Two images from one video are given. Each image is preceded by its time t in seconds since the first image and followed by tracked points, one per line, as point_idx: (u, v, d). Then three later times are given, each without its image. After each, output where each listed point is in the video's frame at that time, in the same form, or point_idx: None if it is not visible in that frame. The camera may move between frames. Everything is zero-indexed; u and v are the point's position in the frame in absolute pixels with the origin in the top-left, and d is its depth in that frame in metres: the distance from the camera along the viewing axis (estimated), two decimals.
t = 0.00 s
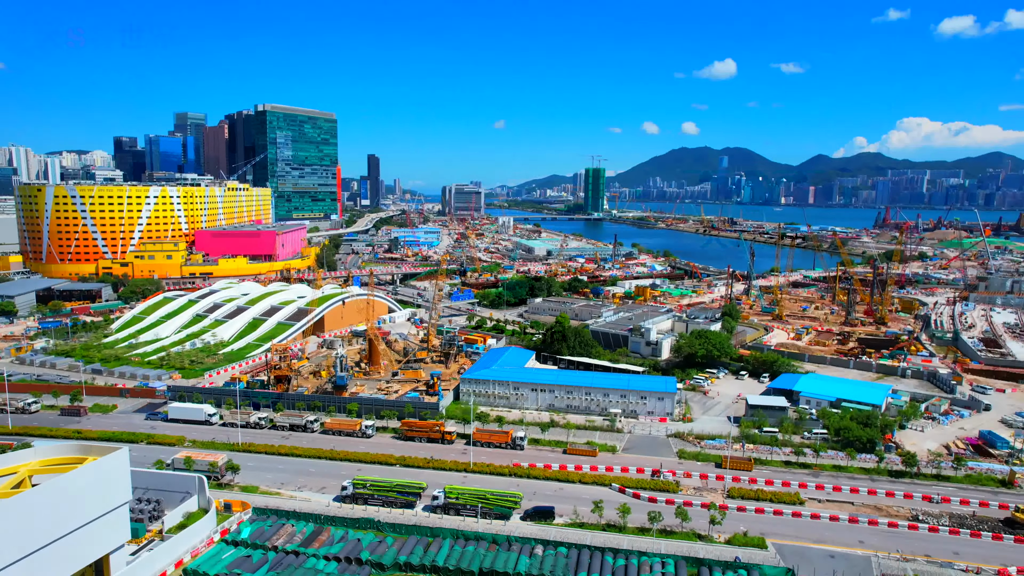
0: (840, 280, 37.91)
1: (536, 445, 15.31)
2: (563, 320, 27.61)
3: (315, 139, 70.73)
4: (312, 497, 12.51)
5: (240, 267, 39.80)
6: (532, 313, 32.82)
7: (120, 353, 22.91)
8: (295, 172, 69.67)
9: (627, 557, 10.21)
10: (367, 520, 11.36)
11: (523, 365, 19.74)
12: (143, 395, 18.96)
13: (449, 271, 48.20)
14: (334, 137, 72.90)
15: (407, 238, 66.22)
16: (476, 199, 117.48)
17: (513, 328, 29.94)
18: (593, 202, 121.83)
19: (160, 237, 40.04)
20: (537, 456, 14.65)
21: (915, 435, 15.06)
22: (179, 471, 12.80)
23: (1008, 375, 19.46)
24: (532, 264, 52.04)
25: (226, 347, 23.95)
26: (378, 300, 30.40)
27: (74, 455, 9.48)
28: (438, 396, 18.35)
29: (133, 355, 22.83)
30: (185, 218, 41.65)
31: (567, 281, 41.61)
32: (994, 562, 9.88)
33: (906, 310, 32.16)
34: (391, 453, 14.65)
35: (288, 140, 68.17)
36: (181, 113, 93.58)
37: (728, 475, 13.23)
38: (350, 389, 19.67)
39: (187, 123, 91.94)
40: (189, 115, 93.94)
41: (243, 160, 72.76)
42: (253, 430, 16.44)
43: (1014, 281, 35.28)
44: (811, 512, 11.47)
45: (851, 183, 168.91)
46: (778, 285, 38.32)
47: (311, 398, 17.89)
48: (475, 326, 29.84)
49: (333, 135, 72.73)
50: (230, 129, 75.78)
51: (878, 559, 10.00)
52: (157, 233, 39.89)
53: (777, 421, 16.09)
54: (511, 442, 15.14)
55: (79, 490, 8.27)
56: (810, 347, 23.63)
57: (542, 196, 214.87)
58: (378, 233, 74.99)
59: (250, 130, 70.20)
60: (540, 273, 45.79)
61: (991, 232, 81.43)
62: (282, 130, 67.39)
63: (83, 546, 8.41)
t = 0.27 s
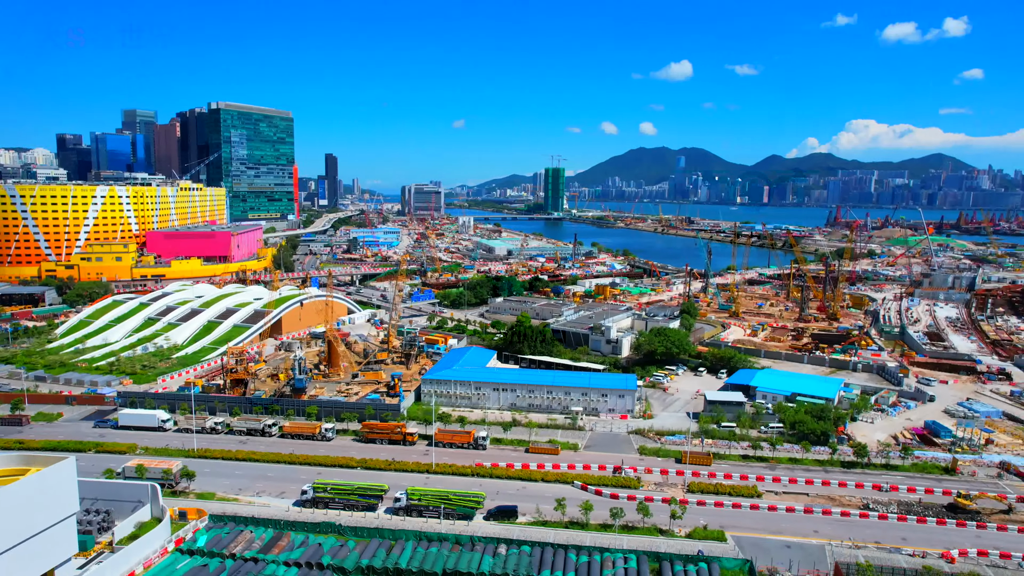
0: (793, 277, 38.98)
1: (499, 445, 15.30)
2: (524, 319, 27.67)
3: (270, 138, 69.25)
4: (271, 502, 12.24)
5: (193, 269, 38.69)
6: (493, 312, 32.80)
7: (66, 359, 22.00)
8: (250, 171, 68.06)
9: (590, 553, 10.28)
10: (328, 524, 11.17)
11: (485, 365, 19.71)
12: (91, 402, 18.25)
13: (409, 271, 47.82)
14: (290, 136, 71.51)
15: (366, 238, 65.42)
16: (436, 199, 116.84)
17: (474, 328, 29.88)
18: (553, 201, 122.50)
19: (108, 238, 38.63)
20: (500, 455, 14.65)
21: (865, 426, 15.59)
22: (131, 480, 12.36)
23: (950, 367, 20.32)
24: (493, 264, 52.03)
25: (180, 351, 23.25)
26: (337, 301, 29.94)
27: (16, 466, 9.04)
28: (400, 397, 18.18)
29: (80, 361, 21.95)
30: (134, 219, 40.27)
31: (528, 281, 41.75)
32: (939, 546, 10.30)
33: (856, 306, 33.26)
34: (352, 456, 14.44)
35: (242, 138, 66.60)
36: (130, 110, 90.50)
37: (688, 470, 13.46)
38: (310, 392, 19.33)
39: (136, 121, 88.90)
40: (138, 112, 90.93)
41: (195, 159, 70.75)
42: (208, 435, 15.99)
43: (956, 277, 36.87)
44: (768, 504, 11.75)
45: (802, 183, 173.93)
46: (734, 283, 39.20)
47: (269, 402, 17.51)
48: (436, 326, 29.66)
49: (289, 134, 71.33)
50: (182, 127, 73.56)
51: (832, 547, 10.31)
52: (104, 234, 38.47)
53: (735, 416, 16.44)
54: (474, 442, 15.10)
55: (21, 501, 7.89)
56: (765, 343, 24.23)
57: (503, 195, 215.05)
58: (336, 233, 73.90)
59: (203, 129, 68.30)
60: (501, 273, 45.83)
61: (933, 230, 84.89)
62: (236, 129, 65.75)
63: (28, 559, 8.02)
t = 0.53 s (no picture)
0: (749, 275, 39.93)
1: (461, 445, 15.23)
2: (485, 318, 27.65)
3: (224, 137, 67.54)
4: (228, 509, 11.94)
5: (144, 271, 37.45)
6: (454, 312, 32.67)
7: (7, 366, 21.02)
8: (204, 171, 66.23)
9: (553, 551, 10.33)
10: (289, 529, 10.94)
11: (446, 365, 19.61)
12: (35, 410, 17.49)
13: (369, 271, 47.24)
14: (245, 135, 69.87)
15: (324, 239, 64.42)
16: (395, 199, 115.78)
17: (435, 329, 29.70)
18: (513, 201, 122.79)
19: (52, 239, 37.09)
20: (462, 455, 14.59)
21: (819, 419, 16.06)
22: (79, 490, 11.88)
23: (898, 361, 21.11)
24: (454, 264, 51.85)
25: (131, 356, 22.46)
26: (295, 303, 29.38)
27: None
28: (360, 399, 17.94)
29: (22, 368, 21.00)
30: (80, 219, 38.76)
31: (489, 280, 41.73)
32: (889, 533, 10.68)
33: (809, 302, 34.26)
34: (312, 459, 14.20)
35: (195, 137, 64.79)
36: (74, 107, 87.04)
37: (648, 465, 13.66)
38: (267, 395, 18.93)
39: (81, 117, 85.58)
40: (83, 109, 87.52)
41: (146, 158, 68.48)
42: (162, 442, 15.50)
43: (902, 273, 38.30)
44: (726, 497, 12.00)
45: (756, 183, 178.35)
46: (692, 281, 39.95)
47: (225, 406, 17.08)
48: (397, 327, 29.40)
49: (244, 133, 69.68)
50: (131, 125, 71.10)
51: (788, 537, 10.58)
52: (48, 236, 36.92)
53: (694, 411, 16.75)
54: (436, 442, 15.00)
55: None
56: (723, 340, 24.75)
57: (463, 195, 214.47)
58: (293, 234, 72.55)
59: (153, 127, 66.14)
60: (462, 273, 45.71)
61: (881, 228, 88.03)
62: (188, 127, 63.90)
63: None
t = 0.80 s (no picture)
0: (706, 273, 40.71)
1: (423, 446, 15.09)
2: (447, 318, 27.51)
3: (175, 135, 65.57)
4: (183, 517, 11.57)
5: (91, 274, 36.04)
6: (415, 312, 32.40)
7: None
8: (154, 170, 64.14)
9: (517, 550, 10.33)
10: (247, 535, 10.66)
11: (407, 366, 19.42)
12: None
13: (327, 272, 46.49)
14: (198, 133, 67.98)
15: (281, 239, 63.14)
16: (354, 199, 114.29)
17: (396, 329, 29.40)
18: (473, 201, 122.55)
19: None
20: (424, 457, 14.46)
21: (774, 413, 16.47)
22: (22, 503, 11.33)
23: (848, 355, 21.82)
24: (414, 264, 51.45)
25: (78, 362, 21.58)
26: (252, 305, 28.69)
27: None
28: (320, 402, 17.62)
29: None
30: (21, 220, 37.07)
31: (450, 280, 41.55)
32: (842, 522, 11.02)
33: (764, 299, 35.12)
34: (270, 464, 13.88)
35: (144, 135, 62.72)
36: (14, 103, 83.30)
37: (610, 462, 13.78)
38: (224, 400, 18.43)
39: (21, 114, 81.92)
40: (24, 105, 83.82)
41: (92, 156, 65.94)
42: (112, 450, 14.93)
43: (852, 270, 39.63)
44: (687, 491, 12.20)
45: (712, 183, 182.13)
46: (651, 279, 40.54)
47: (179, 411, 16.56)
48: (356, 328, 29.00)
49: (196, 131, 67.80)
50: (75, 122, 68.38)
51: (747, 529, 10.82)
52: None
53: (655, 408, 16.98)
54: (397, 444, 14.83)
55: None
56: (681, 337, 25.16)
57: (423, 194, 213.09)
58: (248, 235, 70.90)
59: (100, 124, 63.76)
60: (423, 273, 45.41)
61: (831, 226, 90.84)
62: (137, 125, 61.81)
63: None
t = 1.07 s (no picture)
0: (665, 272, 41.34)
1: (384, 448, 14.91)
2: (407, 319, 27.26)
3: (123, 132, 63.35)
4: (135, 527, 11.16)
5: (33, 277, 34.52)
6: (375, 313, 32.00)
7: None
8: (100, 168, 61.81)
9: (480, 550, 10.29)
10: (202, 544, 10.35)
11: (367, 367, 19.16)
12: None
13: (284, 273, 45.56)
14: (147, 131, 65.83)
15: (236, 240, 61.61)
16: (312, 199, 112.34)
17: (355, 330, 28.99)
18: (433, 200, 121.81)
19: None
20: (386, 458, 14.29)
21: (732, 408, 16.83)
22: None
23: (802, 349, 22.45)
24: (374, 264, 50.86)
25: (20, 369, 20.62)
26: (206, 307, 27.89)
27: None
28: (278, 406, 17.24)
29: None
30: None
31: (410, 280, 41.18)
32: (796, 512, 11.32)
33: (721, 296, 35.86)
34: (227, 470, 13.51)
35: (90, 132, 60.36)
36: None
37: (572, 460, 13.87)
38: (177, 405, 17.86)
39: None
40: None
41: (33, 154, 63.12)
42: (57, 460, 14.31)
43: (804, 267, 40.78)
44: (647, 487, 12.36)
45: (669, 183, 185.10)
46: (610, 278, 40.96)
47: (130, 418, 15.98)
48: (315, 330, 28.48)
49: (145, 129, 65.65)
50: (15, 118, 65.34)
51: (706, 522, 11.03)
52: None
53: (615, 405, 17.16)
54: (358, 446, 14.62)
55: None
56: (641, 334, 25.47)
57: (382, 194, 210.87)
58: (201, 235, 68.97)
59: (41, 120, 61.08)
60: (382, 273, 44.90)
61: (784, 225, 93.35)
62: (82, 122, 59.45)
63: None
